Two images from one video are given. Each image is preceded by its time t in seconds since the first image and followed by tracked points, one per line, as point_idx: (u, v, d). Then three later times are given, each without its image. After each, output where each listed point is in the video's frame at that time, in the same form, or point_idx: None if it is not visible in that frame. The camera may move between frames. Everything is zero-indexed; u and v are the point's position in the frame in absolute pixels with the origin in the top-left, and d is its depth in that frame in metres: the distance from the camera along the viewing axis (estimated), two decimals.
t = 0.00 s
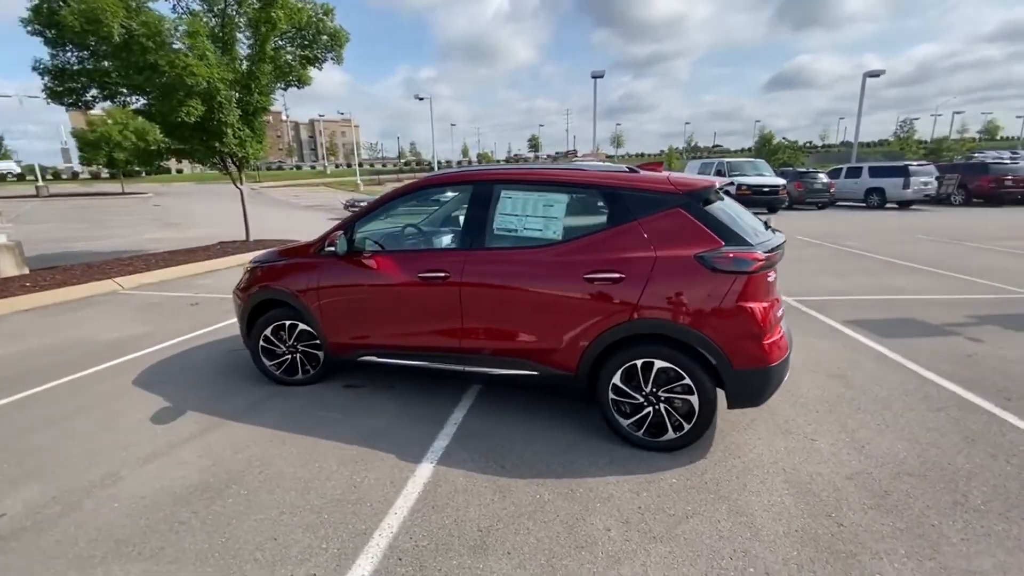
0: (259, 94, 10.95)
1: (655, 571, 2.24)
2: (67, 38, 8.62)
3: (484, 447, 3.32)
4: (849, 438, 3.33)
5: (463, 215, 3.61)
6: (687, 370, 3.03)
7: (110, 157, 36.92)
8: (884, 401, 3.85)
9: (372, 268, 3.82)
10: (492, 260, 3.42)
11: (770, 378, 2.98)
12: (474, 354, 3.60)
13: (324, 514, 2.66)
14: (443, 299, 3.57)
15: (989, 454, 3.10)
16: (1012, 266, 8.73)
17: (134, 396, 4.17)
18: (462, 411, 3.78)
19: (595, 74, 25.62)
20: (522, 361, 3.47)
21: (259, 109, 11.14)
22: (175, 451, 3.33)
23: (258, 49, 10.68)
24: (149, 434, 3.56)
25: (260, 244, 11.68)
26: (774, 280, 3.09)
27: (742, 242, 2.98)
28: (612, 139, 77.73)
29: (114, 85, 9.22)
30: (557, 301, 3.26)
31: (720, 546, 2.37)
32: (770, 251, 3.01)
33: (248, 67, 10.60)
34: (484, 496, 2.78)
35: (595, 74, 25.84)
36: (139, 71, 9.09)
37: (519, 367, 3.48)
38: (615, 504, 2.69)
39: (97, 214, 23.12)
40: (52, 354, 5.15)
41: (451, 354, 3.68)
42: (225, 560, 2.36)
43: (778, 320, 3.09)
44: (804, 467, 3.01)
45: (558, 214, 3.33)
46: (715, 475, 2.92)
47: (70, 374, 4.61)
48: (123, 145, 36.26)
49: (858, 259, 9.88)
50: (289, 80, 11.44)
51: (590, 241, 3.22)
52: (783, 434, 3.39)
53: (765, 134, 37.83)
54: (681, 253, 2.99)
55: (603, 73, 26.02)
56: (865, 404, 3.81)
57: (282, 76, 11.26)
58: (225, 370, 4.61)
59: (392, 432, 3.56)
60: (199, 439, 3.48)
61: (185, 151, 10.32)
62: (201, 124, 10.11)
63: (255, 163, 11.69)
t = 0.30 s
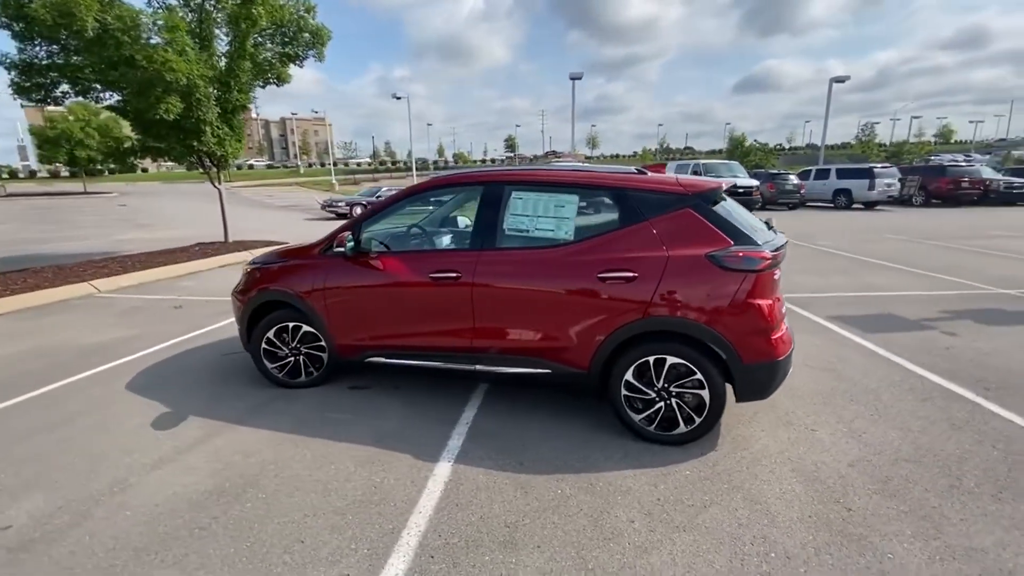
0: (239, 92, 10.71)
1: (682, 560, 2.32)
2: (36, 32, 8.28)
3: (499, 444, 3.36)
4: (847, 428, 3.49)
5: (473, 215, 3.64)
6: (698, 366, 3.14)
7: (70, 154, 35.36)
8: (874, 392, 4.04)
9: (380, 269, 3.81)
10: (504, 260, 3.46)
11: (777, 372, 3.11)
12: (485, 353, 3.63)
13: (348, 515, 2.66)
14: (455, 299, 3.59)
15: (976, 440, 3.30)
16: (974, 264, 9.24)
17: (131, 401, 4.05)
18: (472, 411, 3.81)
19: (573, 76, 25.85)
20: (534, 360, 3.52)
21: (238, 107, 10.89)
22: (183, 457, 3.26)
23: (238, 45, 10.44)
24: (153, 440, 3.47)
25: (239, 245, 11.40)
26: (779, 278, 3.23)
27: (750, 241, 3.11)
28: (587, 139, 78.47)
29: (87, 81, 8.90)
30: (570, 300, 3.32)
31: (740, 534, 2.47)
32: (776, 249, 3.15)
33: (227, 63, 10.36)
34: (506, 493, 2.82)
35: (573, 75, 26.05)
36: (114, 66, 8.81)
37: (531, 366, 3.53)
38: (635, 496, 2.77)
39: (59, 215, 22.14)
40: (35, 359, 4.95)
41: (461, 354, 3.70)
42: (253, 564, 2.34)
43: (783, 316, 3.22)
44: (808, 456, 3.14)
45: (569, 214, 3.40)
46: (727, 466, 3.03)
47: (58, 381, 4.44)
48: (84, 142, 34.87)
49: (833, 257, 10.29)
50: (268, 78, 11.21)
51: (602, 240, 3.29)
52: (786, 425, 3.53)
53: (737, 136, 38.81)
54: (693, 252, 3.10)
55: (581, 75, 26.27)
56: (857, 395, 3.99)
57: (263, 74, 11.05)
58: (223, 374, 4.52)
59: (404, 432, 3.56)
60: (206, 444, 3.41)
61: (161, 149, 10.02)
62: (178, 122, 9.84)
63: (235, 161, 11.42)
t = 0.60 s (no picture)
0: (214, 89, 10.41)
1: (703, 552, 2.37)
2: None
3: (509, 444, 3.37)
4: (842, 420, 3.63)
5: (479, 216, 3.63)
6: (705, 362, 3.22)
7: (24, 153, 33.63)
8: (863, 385, 4.21)
9: (384, 270, 3.76)
10: (512, 260, 3.47)
11: (781, 367, 3.21)
12: (492, 354, 3.63)
13: (367, 519, 2.63)
14: (462, 300, 3.58)
15: (963, 428, 3.48)
16: (939, 262, 9.69)
17: (120, 410, 3.90)
18: (478, 412, 3.81)
19: (551, 78, 26.01)
20: (542, 360, 3.53)
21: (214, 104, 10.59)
22: (185, 465, 3.16)
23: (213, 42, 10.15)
24: (149, 449, 3.35)
25: (216, 247, 11.07)
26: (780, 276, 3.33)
27: (754, 241, 3.20)
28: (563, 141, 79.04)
29: (54, 76, 8.52)
30: (579, 300, 3.35)
31: (755, 525, 2.55)
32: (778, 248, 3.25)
33: (203, 60, 10.06)
34: (523, 492, 2.84)
35: (551, 78, 26.21)
36: (81, 61, 8.54)
37: (539, 366, 3.55)
38: (650, 492, 2.82)
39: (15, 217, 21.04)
40: (9, 368, 4.71)
41: (467, 356, 3.68)
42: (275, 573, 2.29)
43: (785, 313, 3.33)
44: (810, 448, 3.26)
45: (576, 214, 3.43)
46: (735, 460, 3.12)
47: (38, 390, 4.24)
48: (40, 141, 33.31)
49: (809, 256, 10.64)
50: (243, 75, 10.92)
51: (610, 241, 3.33)
52: (784, 419, 3.65)
53: (709, 139, 39.73)
54: (700, 251, 3.17)
55: (559, 78, 26.46)
56: (849, 389, 4.15)
57: (240, 71, 10.76)
58: (216, 380, 4.39)
59: (412, 435, 3.53)
60: (207, 452, 3.31)
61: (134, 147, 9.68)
62: (152, 120, 9.52)
63: (210, 160, 11.08)
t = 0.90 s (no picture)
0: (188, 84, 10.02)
1: (733, 549, 2.36)
2: None
3: (521, 445, 3.31)
4: (845, 413, 3.69)
5: (486, 213, 3.56)
6: (719, 358, 3.23)
7: None
8: (859, 378, 4.31)
9: (387, 269, 3.65)
10: (522, 258, 3.41)
11: (792, 361, 3.25)
12: (502, 354, 3.56)
13: (385, 527, 2.53)
14: (470, 299, 3.50)
15: (960, 418, 3.59)
16: (910, 258, 10.07)
17: (105, 419, 3.68)
18: (486, 413, 3.73)
19: (529, 77, 26.02)
20: (552, 359, 3.49)
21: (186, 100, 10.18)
22: (183, 476, 3.00)
23: (186, 35, 9.77)
24: (141, 460, 3.16)
25: (189, 248, 10.64)
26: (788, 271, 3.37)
27: (764, 237, 3.23)
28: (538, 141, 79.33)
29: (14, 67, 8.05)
30: (591, 298, 3.31)
31: (778, 519, 2.56)
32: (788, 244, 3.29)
33: (175, 53, 9.67)
34: (543, 494, 2.78)
35: (529, 78, 26.23)
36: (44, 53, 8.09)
37: (550, 365, 3.50)
38: (671, 490, 2.80)
39: None
40: None
41: (476, 356, 3.61)
42: None
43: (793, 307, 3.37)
44: (819, 441, 3.30)
45: (587, 211, 3.40)
46: (749, 455, 3.13)
47: (11, 400, 3.96)
48: None
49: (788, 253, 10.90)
50: (216, 70, 10.55)
51: (621, 238, 3.31)
52: (790, 413, 3.70)
53: (683, 140, 40.47)
54: (713, 248, 3.18)
55: (537, 78, 26.51)
56: (847, 382, 4.23)
57: (213, 65, 10.39)
58: (206, 386, 4.19)
59: (419, 438, 3.44)
60: (205, 462, 3.14)
61: (102, 142, 9.22)
62: (121, 115, 9.09)
63: (182, 157, 10.64)
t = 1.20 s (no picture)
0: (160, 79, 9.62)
1: (759, 550, 2.37)
2: None
3: (534, 449, 3.28)
4: (847, 409, 3.77)
5: (493, 215, 3.51)
6: (730, 358, 3.26)
7: None
8: (855, 374, 4.42)
9: (391, 272, 3.56)
10: (532, 260, 3.37)
11: (800, 360, 3.30)
12: (511, 357, 3.52)
13: (406, 539, 2.46)
14: (479, 302, 3.44)
15: (953, 412, 3.71)
16: (883, 256, 10.42)
17: (92, 433, 3.48)
18: (494, 417, 3.68)
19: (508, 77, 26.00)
20: (562, 362, 3.46)
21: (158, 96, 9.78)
22: (185, 491, 2.85)
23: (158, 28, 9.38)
24: (137, 476, 2.99)
25: (163, 250, 10.23)
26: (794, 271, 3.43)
27: (773, 237, 3.28)
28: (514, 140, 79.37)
29: None
30: (602, 300, 3.29)
31: (798, 517, 2.59)
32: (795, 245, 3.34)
33: (146, 48, 9.28)
34: (563, 499, 2.75)
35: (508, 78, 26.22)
36: (7, 46, 7.69)
37: (560, 368, 3.47)
38: (690, 492, 2.80)
39: None
40: None
41: (484, 360, 3.55)
42: None
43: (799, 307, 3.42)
44: (826, 438, 3.36)
45: (597, 213, 3.38)
46: (760, 454, 3.16)
47: None
48: None
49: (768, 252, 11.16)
50: (189, 66, 10.16)
51: (632, 239, 3.30)
52: (794, 410, 3.76)
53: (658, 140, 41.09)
54: (725, 249, 3.20)
55: (515, 78, 26.51)
56: (843, 378, 4.34)
57: (187, 60, 10.00)
58: (198, 396, 4.01)
59: (429, 444, 3.36)
60: (207, 476, 3.00)
61: (69, 140, 8.80)
62: (90, 112, 8.69)
63: (155, 156, 10.21)
